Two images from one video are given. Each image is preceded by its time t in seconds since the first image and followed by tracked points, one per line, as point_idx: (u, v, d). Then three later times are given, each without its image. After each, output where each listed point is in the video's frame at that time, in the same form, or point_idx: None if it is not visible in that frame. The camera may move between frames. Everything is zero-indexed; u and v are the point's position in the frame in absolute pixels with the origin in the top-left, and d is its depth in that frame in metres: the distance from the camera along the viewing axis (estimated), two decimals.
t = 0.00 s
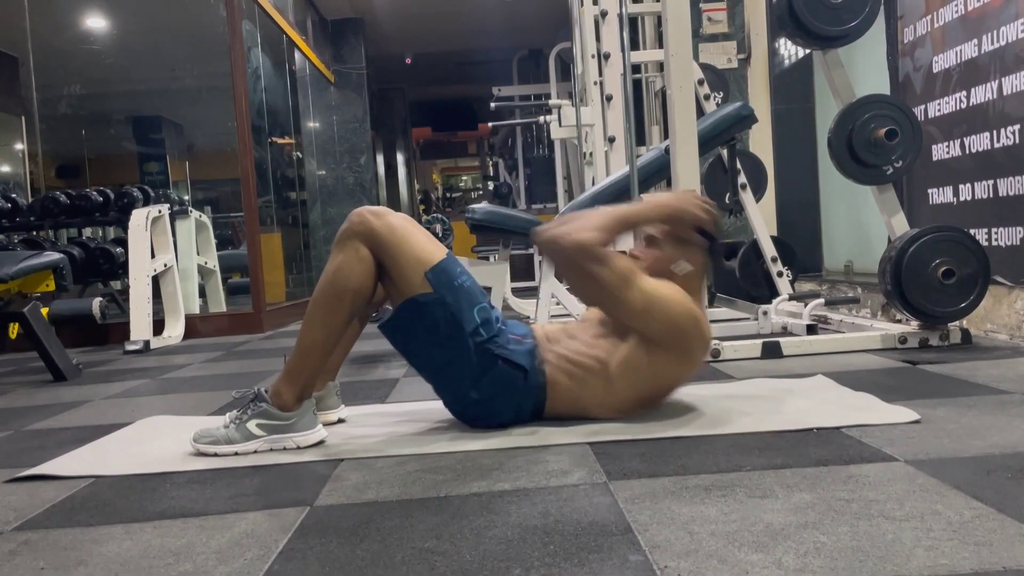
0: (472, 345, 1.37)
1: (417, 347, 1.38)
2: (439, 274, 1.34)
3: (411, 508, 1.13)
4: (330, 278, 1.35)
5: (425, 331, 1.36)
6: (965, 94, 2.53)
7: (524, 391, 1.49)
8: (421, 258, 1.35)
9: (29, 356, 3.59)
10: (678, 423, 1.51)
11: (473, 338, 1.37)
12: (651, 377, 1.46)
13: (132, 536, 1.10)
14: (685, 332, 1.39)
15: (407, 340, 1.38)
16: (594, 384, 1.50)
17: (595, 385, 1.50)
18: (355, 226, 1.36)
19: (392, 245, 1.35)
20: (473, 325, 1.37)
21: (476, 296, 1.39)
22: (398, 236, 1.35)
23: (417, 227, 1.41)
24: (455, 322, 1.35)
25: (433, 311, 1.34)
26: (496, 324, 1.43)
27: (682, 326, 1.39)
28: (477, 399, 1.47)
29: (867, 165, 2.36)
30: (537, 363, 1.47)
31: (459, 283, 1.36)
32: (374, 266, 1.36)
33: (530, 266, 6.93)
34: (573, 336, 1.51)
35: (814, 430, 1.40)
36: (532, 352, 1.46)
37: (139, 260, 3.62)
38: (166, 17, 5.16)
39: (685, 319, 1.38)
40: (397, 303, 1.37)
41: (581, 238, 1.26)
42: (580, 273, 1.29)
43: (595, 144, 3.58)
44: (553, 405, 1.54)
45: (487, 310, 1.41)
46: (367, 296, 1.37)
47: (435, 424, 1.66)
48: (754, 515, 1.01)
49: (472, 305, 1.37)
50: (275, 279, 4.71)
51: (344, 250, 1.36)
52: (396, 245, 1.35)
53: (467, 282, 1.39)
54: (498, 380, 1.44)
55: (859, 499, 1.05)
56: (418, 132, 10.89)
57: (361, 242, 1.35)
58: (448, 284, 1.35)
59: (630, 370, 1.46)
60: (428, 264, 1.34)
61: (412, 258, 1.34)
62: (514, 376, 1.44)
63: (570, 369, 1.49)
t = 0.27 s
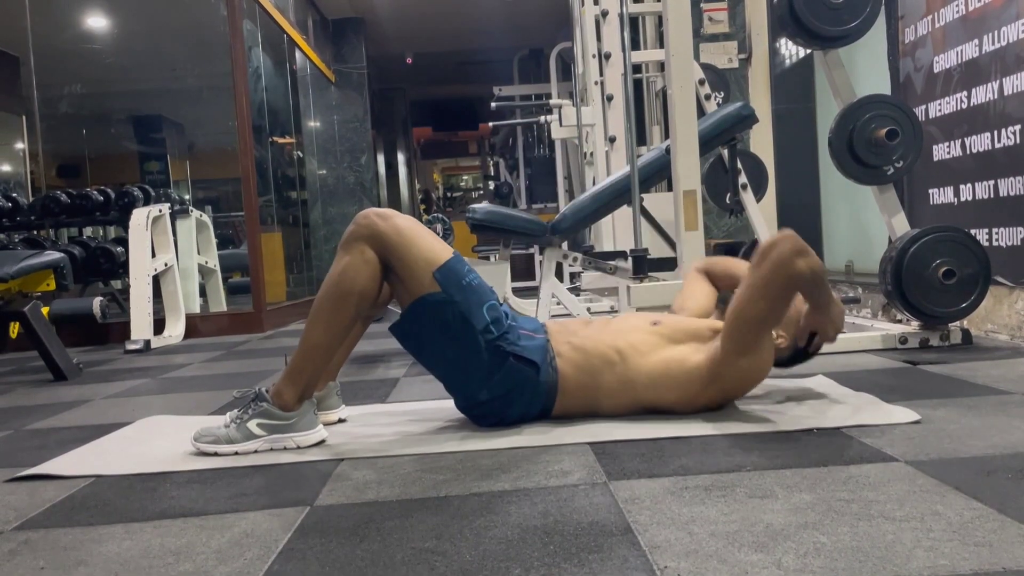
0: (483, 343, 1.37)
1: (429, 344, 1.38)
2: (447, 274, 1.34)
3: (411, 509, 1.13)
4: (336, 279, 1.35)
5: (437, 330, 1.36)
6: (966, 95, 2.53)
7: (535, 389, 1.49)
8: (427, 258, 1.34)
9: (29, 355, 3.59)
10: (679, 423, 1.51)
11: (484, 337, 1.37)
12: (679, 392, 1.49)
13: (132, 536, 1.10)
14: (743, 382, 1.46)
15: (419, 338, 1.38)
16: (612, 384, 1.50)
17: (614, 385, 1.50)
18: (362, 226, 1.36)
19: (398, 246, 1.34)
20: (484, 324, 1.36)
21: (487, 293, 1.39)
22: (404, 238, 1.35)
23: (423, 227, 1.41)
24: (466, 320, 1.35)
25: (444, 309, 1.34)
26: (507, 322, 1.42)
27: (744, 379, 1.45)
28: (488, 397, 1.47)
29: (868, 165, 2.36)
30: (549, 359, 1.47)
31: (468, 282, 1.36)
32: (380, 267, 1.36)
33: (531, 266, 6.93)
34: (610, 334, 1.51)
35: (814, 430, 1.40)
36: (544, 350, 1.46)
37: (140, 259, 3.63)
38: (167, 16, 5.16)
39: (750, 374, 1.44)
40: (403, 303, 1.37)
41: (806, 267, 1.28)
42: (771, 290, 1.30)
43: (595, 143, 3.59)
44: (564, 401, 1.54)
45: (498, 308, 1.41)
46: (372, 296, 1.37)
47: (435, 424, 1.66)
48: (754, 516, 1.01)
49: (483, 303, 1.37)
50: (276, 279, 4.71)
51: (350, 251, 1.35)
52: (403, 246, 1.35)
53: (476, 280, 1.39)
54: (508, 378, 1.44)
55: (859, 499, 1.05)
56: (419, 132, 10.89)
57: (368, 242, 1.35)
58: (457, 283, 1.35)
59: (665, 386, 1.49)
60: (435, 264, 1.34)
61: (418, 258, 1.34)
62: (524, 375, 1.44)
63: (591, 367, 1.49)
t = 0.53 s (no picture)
0: (485, 344, 1.37)
1: (431, 344, 1.38)
2: (450, 273, 1.34)
3: (411, 506, 1.13)
4: (339, 276, 1.35)
5: (439, 330, 1.36)
6: (967, 93, 2.53)
7: (535, 388, 1.49)
8: (430, 258, 1.35)
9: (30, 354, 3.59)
10: (680, 422, 1.50)
11: (486, 337, 1.37)
12: (658, 374, 1.48)
13: (133, 533, 1.10)
14: (712, 345, 1.41)
15: (420, 338, 1.38)
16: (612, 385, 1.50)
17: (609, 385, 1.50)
18: (365, 224, 1.36)
19: (402, 244, 1.35)
20: (487, 324, 1.36)
21: (489, 294, 1.39)
22: (408, 236, 1.35)
23: (427, 226, 1.41)
24: (470, 321, 1.35)
25: (448, 309, 1.34)
26: (508, 323, 1.42)
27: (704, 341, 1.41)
28: (489, 397, 1.47)
29: (869, 163, 2.35)
30: (549, 359, 1.47)
31: (471, 282, 1.36)
32: (382, 266, 1.36)
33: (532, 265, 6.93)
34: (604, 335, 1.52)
35: (815, 428, 1.40)
36: (544, 350, 1.46)
37: (141, 257, 3.64)
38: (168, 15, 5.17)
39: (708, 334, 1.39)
40: (405, 303, 1.38)
41: (662, 233, 1.24)
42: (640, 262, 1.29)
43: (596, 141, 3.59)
44: (564, 400, 1.54)
45: (500, 309, 1.41)
46: (375, 295, 1.37)
47: (436, 422, 1.66)
48: (754, 513, 1.01)
49: (486, 304, 1.37)
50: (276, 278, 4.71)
51: (354, 249, 1.36)
52: (406, 245, 1.35)
53: (479, 280, 1.39)
54: (509, 378, 1.44)
55: (859, 497, 1.05)
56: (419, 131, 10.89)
57: (371, 241, 1.35)
58: (460, 283, 1.35)
59: (642, 371, 1.48)
60: (437, 264, 1.34)
61: (420, 258, 1.34)
62: (524, 374, 1.44)
63: (591, 369, 1.49)
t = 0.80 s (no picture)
0: (469, 345, 1.37)
1: (416, 345, 1.38)
2: (439, 273, 1.33)
3: (412, 505, 1.13)
4: (332, 273, 1.36)
5: (423, 330, 1.36)
6: (968, 92, 2.53)
7: (523, 386, 1.49)
8: (421, 256, 1.34)
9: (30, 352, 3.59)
10: (679, 421, 1.50)
11: (471, 338, 1.37)
12: (616, 327, 1.41)
13: (133, 531, 1.10)
14: (630, 264, 1.36)
15: (406, 338, 1.38)
16: (581, 360, 1.46)
17: (578, 357, 1.46)
18: (359, 221, 1.35)
19: (394, 241, 1.34)
20: (470, 326, 1.36)
21: (472, 295, 1.39)
22: (400, 234, 1.35)
23: (422, 224, 1.40)
24: (453, 321, 1.35)
25: (432, 310, 1.34)
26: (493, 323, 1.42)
27: (625, 266, 1.35)
28: (479, 396, 1.47)
29: (870, 163, 2.35)
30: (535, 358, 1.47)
31: (459, 283, 1.35)
32: (376, 263, 1.36)
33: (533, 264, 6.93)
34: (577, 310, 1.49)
35: (816, 428, 1.40)
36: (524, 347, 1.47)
37: (142, 256, 3.64)
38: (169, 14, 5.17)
39: (620, 259, 1.35)
40: (395, 302, 1.37)
41: (502, 227, 1.31)
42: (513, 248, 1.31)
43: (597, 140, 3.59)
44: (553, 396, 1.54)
45: (484, 309, 1.40)
46: (368, 292, 1.37)
47: (436, 421, 1.66)
48: (755, 512, 1.01)
49: (470, 304, 1.37)
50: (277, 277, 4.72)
51: (347, 246, 1.36)
52: (397, 242, 1.34)
53: (465, 280, 1.38)
54: (498, 378, 1.44)
55: (860, 496, 1.05)
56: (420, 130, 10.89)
57: (365, 237, 1.35)
58: (448, 282, 1.34)
59: (598, 332, 1.42)
60: (428, 263, 1.33)
61: (412, 255, 1.33)
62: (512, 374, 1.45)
63: (560, 353, 1.47)
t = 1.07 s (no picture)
0: (465, 346, 1.37)
1: (412, 346, 1.38)
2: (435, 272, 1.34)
3: (413, 504, 1.13)
4: (333, 272, 1.36)
5: (419, 330, 1.36)
6: (969, 92, 2.52)
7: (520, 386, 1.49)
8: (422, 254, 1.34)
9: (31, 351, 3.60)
10: (678, 421, 1.50)
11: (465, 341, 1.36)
12: (586, 303, 1.39)
13: (134, 531, 1.10)
14: (581, 235, 1.34)
15: (401, 339, 1.38)
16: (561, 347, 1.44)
17: (558, 342, 1.43)
18: (358, 219, 1.36)
19: (394, 240, 1.35)
20: (465, 326, 1.36)
21: (467, 296, 1.39)
22: (401, 232, 1.35)
23: (421, 223, 1.41)
24: (447, 323, 1.35)
25: (426, 311, 1.34)
26: (490, 324, 1.42)
27: (579, 238, 1.34)
28: (477, 398, 1.47)
29: (871, 163, 2.35)
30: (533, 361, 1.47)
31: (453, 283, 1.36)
32: (376, 261, 1.37)
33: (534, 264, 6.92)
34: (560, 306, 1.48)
35: (817, 427, 1.40)
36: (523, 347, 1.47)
37: (143, 255, 3.64)
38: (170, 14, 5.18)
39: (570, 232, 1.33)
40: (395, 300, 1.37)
41: (446, 232, 1.32)
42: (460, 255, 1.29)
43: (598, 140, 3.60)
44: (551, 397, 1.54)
45: (479, 311, 1.40)
46: (368, 291, 1.37)
47: (436, 420, 1.66)
48: (757, 512, 1.01)
49: (465, 307, 1.37)
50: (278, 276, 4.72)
51: (347, 244, 1.36)
52: (398, 240, 1.35)
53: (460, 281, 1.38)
54: (498, 379, 1.44)
55: (862, 495, 1.05)
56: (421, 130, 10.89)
57: (365, 236, 1.35)
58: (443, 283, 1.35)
59: (569, 312, 1.39)
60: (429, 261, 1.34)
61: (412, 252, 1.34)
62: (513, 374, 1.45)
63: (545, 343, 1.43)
